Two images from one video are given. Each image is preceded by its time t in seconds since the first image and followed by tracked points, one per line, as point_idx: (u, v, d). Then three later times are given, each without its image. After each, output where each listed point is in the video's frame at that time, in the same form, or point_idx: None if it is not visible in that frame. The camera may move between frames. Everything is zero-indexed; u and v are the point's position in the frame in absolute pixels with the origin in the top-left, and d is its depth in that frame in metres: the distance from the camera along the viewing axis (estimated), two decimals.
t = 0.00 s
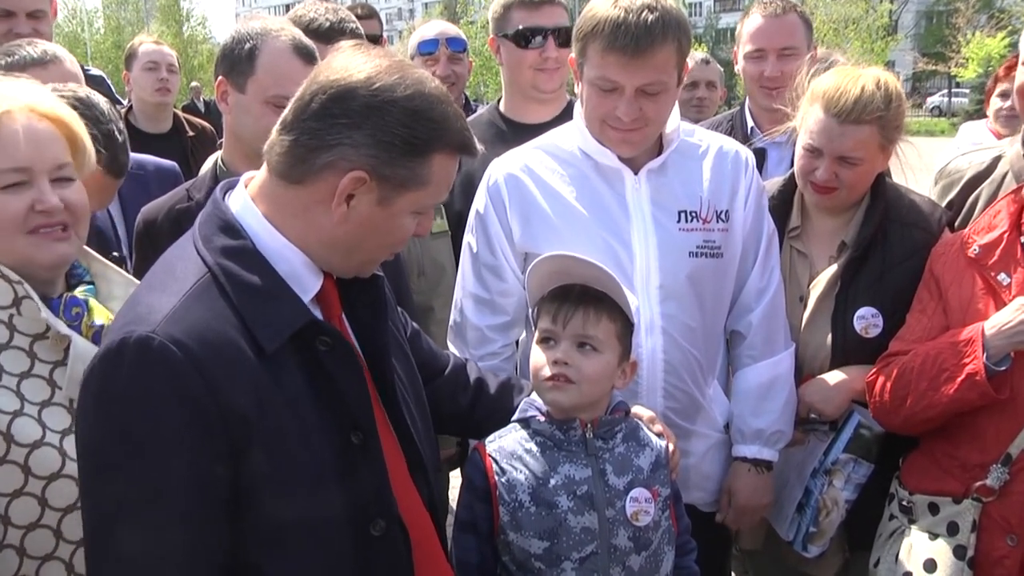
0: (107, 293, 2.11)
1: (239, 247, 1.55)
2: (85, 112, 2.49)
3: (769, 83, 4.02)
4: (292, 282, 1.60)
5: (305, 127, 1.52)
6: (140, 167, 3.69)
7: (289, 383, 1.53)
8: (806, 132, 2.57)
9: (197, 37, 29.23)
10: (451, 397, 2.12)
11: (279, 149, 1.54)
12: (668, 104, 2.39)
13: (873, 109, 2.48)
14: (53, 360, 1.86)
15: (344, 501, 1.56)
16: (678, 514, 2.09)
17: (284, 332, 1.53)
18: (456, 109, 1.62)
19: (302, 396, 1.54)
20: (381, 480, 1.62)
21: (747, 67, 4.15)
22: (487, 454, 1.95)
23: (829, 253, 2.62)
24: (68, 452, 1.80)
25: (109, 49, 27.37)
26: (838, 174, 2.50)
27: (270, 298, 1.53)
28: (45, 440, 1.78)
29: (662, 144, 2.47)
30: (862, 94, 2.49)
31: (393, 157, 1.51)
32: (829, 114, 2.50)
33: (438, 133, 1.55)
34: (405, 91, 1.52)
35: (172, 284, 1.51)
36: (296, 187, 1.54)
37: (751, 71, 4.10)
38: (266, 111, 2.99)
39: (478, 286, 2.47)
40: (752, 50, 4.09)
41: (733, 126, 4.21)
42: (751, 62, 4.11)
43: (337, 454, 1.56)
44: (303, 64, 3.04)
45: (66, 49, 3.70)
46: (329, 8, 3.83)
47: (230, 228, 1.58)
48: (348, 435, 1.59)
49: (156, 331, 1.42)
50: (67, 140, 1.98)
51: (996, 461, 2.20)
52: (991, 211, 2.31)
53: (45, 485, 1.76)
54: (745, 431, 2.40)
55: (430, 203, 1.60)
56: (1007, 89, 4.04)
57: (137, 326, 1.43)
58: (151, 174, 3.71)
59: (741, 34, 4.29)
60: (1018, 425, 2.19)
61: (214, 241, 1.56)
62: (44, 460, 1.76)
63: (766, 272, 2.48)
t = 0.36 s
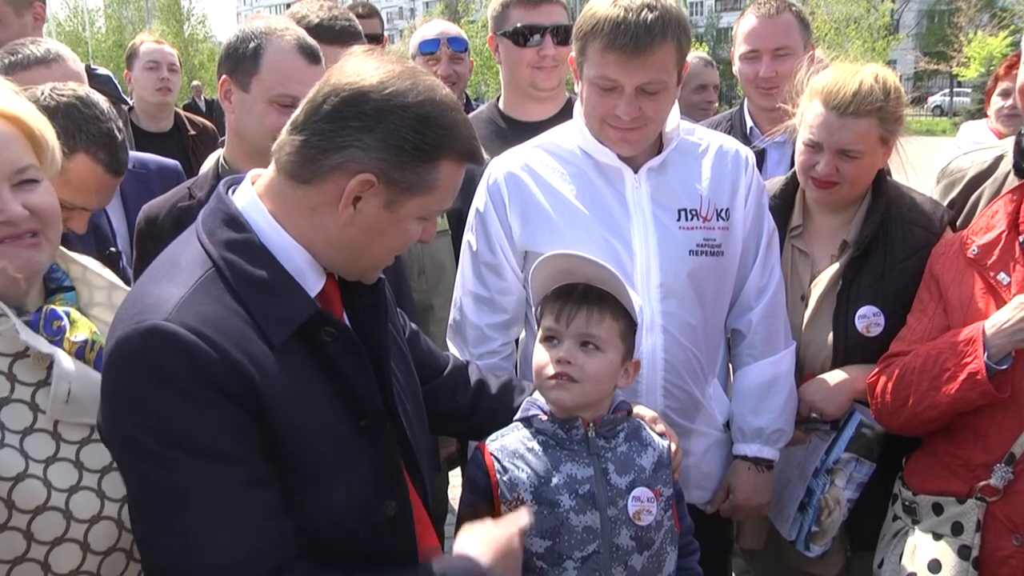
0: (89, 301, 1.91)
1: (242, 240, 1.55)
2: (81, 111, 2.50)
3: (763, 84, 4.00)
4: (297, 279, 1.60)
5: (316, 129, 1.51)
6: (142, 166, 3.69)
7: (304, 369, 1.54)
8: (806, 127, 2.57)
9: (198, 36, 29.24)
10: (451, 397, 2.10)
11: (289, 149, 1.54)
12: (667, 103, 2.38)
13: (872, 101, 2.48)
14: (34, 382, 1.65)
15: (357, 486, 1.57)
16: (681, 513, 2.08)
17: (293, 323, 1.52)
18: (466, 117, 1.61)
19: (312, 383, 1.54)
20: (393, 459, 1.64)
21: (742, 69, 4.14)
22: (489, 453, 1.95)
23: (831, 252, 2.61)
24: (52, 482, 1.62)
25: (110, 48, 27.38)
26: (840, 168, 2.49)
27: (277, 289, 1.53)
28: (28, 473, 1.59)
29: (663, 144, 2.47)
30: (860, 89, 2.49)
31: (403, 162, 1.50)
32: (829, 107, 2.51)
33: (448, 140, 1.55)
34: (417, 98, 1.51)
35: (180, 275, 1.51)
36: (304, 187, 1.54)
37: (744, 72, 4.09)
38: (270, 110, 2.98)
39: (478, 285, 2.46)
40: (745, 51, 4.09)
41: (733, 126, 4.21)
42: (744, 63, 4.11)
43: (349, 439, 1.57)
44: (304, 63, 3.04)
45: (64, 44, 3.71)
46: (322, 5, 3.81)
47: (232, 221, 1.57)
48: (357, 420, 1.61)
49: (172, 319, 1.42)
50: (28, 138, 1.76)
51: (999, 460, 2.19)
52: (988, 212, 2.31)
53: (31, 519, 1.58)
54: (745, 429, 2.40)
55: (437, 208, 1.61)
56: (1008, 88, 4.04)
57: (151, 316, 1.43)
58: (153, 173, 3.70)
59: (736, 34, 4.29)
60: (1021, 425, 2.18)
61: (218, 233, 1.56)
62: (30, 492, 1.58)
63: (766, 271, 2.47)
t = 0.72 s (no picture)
0: (70, 309, 1.87)
1: (248, 232, 1.55)
2: (81, 108, 2.52)
3: (765, 83, 4.00)
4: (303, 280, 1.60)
5: (327, 132, 1.51)
6: (144, 166, 3.69)
7: (320, 357, 1.56)
8: (807, 129, 2.57)
9: (201, 37, 29.26)
10: (451, 395, 2.11)
11: (298, 152, 1.53)
12: (669, 104, 2.38)
13: (873, 103, 2.48)
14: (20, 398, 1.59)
15: (377, 467, 1.61)
16: (682, 515, 2.08)
17: (307, 314, 1.53)
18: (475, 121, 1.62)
19: (332, 368, 1.56)
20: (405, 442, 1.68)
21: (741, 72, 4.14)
22: (492, 457, 1.94)
23: (834, 251, 2.61)
24: (40, 499, 1.57)
25: (112, 50, 27.39)
26: (842, 170, 2.49)
27: (290, 281, 1.53)
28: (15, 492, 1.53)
29: (663, 144, 2.46)
30: (861, 90, 2.49)
31: (413, 166, 1.51)
32: (830, 109, 2.50)
33: (458, 145, 1.55)
34: (428, 102, 1.52)
35: (192, 273, 1.52)
36: (314, 191, 1.54)
37: (747, 72, 4.10)
38: (268, 111, 2.98)
39: (479, 285, 2.46)
40: (748, 51, 4.10)
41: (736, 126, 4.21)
42: (747, 63, 4.11)
43: (367, 423, 1.60)
44: (303, 63, 3.04)
45: (63, 44, 3.71)
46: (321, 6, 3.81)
47: (237, 214, 1.57)
48: (372, 401, 1.64)
49: (193, 315, 1.44)
50: None
51: (1007, 462, 2.19)
52: (989, 214, 2.31)
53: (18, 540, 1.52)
54: (749, 428, 2.40)
55: (445, 213, 1.61)
56: (1010, 89, 4.03)
57: (171, 313, 1.44)
58: (155, 174, 3.70)
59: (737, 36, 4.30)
60: None
61: (224, 228, 1.57)
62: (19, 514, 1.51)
63: (767, 271, 2.47)
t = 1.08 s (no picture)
0: (60, 306, 1.86)
1: (254, 231, 1.56)
2: (75, 109, 2.52)
3: (767, 83, 4.01)
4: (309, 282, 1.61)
5: (338, 133, 1.51)
6: (144, 167, 3.70)
7: (323, 358, 1.56)
8: (807, 132, 2.57)
9: (201, 37, 29.26)
10: (452, 395, 2.11)
11: (308, 152, 1.54)
12: (668, 103, 2.38)
13: (875, 108, 2.48)
14: (8, 396, 1.64)
15: (376, 467, 1.62)
16: (682, 515, 2.09)
17: (311, 315, 1.53)
18: (485, 126, 1.62)
19: (333, 369, 1.57)
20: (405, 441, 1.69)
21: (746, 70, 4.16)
22: (492, 455, 1.95)
23: (834, 251, 2.62)
24: (31, 497, 1.61)
25: (112, 50, 27.40)
26: (842, 174, 2.49)
27: (293, 281, 1.54)
28: (4, 490, 1.58)
29: (663, 143, 2.47)
30: (864, 94, 2.48)
31: (423, 169, 1.51)
32: (832, 114, 2.50)
33: (468, 150, 1.56)
34: (439, 106, 1.52)
35: (197, 270, 1.53)
36: (322, 191, 1.54)
37: (749, 71, 4.11)
38: (263, 111, 2.99)
39: (479, 285, 2.46)
40: (751, 51, 4.10)
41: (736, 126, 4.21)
42: (749, 62, 4.12)
43: (366, 424, 1.60)
44: (300, 63, 3.04)
45: (67, 44, 3.72)
46: (310, 5, 3.77)
47: (243, 213, 1.57)
48: (373, 402, 1.64)
49: (198, 314, 1.44)
50: None
51: (1006, 461, 2.19)
52: (994, 213, 2.30)
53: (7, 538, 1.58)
54: (748, 427, 2.40)
55: (454, 217, 1.61)
56: (1009, 89, 4.03)
57: (176, 311, 1.45)
58: (156, 174, 3.71)
59: (740, 37, 4.30)
60: None
61: (230, 227, 1.57)
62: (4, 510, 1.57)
63: (767, 270, 2.47)
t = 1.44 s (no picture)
0: (58, 303, 1.86)
1: (248, 231, 1.55)
2: (82, 120, 2.52)
3: (768, 83, 4.01)
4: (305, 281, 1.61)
5: (330, 131, 1.51)
6: (145, 166, 3.70)
7: (319, 358, 1.56)
8: (812, 133, 2.56)
9: (202, 37, 29.28)
10: (450, 393, 2.10)
11: (301, 151, 1.54)
12: (666, 103, 2.38)
13: (880, 109, 2.47)
14: (7, 391, 1.64)
15: (373, 467, 1.61)
16: (682, 514, 2.08)
17: (306, 315, 1.53)
18: (478, 122, 1.62)
19: (329, 368, 1.57)
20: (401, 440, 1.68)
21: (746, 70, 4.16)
22: (493, 459, 1.94)
23: (835, 250, 2.61)
24: (31, 493, 1.61)
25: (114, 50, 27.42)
26: (846, 175, 2.49)
27: (288, 281, 1.53)
28: (4, 485, 1.58)
29: (663, 142, 2.46)
30: (870, 94, 2.48)
31: (416, 166, 1.51)
32: (836, 115, 2.49)
33: (461, 146, 1.55)
34: (431, 102, 1.51)
35: (191, 272, 1.52)
36: (315, 189, 1.54)
37: (751, 69, 4.08)
38: (261, 111, 2.98)
39: (480, 285, 2.46)
40: (753, 49, 4.08)
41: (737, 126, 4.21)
42: (752, 61, 4.09)
43: (364, 423, 1.60)
44: (298, 63, 3.04)
45: (73, 44, 3.71)
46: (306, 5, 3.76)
47: (237, 213, 1.57)
48: (369, 401, 1.64)
49: (192, 315, 1.44)
50: None
51: (1006, 460, 2.18)
52: (996, 212, 2.30)
53: (7, 533, 1.57)
54: (748, 427, 2.40)
55: (447, 214, 1.61)
56: (1010, 88, 4.02)
57: (170, 312, 1.45)
58: (158, 174, 3.71)
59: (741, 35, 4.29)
60: None
61: (224, 228, 1.57)
62: (6, 505, 1.57)
63: (767, 269, 2.47)
